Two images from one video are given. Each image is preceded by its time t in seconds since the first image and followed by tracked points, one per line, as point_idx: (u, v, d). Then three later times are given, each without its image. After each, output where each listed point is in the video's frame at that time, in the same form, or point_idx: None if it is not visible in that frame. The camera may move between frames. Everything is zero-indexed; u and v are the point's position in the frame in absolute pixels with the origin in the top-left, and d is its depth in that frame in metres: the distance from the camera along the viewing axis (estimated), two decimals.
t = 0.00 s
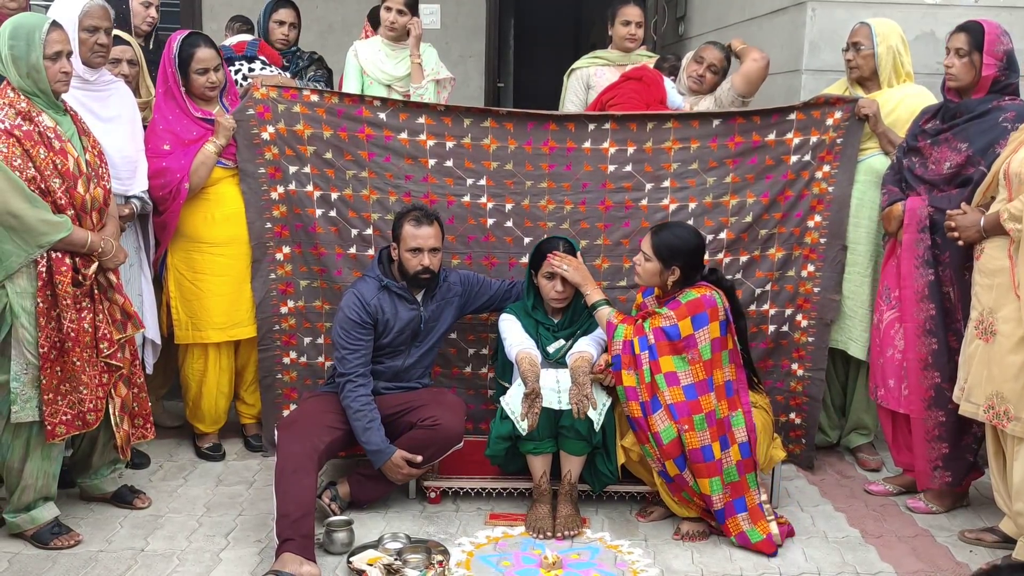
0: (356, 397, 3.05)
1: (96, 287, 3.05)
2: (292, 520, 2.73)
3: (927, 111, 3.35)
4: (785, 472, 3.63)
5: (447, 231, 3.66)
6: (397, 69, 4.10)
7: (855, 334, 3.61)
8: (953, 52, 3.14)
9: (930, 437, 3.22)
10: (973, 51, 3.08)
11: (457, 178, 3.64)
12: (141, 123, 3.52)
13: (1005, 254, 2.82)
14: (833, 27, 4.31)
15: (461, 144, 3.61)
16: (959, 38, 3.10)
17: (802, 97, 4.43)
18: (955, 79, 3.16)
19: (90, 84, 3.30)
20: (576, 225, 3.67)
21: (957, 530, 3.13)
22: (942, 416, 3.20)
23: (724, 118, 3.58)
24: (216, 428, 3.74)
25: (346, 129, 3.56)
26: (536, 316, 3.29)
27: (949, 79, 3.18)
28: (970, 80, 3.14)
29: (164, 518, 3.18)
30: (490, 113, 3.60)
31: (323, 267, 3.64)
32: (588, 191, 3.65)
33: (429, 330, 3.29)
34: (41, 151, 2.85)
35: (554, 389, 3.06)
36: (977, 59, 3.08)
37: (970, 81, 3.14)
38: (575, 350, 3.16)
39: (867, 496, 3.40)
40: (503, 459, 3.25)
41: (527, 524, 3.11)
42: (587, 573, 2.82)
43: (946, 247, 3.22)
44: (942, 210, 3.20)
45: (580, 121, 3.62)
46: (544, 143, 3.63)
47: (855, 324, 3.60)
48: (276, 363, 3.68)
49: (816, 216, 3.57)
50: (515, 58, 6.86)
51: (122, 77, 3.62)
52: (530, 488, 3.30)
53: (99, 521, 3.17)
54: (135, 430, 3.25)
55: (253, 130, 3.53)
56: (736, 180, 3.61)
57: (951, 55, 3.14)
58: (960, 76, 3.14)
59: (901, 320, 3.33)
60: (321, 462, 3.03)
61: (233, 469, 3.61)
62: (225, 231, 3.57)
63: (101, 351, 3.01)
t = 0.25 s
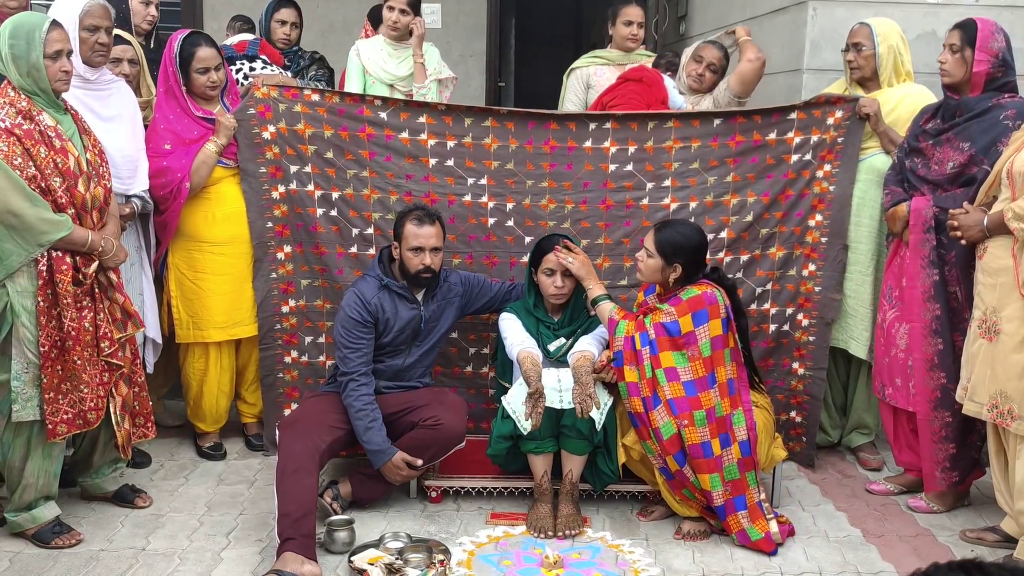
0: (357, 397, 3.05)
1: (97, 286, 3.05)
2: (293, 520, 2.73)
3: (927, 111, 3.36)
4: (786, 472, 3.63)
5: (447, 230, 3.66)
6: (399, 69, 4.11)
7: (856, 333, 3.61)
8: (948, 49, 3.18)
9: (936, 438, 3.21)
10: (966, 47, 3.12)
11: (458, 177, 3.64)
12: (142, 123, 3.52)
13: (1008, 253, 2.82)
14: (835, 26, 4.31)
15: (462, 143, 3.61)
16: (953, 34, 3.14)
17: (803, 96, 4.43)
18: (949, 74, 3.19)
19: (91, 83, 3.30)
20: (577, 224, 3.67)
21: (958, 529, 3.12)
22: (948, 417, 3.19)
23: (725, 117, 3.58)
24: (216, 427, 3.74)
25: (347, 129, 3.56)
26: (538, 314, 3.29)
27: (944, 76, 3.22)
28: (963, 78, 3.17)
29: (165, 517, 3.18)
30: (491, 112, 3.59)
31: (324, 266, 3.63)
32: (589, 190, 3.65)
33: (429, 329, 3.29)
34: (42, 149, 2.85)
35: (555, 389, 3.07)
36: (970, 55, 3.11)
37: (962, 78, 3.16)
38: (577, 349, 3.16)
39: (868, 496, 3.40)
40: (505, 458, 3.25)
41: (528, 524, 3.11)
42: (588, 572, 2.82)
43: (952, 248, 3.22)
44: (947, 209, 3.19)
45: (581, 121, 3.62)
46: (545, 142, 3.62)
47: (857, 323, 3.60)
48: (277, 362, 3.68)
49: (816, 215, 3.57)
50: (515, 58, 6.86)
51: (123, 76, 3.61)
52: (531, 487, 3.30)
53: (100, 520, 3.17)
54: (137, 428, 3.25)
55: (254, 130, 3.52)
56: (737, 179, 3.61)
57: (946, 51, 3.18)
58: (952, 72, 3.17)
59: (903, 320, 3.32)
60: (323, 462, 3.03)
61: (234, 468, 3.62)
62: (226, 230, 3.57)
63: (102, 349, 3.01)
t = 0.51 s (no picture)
0: (357, 396, 3.05)
1: (99, 285, 3.05)
2: (294, 519, 2.73)
3: (930, 109, 3.35)
4: (788, 472, 3.62)
5: (449, 230, 3.66)
6: (402, 68, 4.11)
7: (858, 333, 3.61)
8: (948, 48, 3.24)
9: (940, 438, 3.20)
10: (960, 42, 3.15)
11: (459, 177, 3.63)
12: (143, 122, 3.52)
13: (1011, 253, 2.81)
14: (837, 26, 4.30)
15: (464, 143, 3.61)
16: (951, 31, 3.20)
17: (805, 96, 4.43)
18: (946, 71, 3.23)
19: (93, 83, 3.31)
20: (578, 224, 3.66)
21: (960, 530, 3.12)
22: (949, 416, 3.19)
23: (726, 117, 3.58)
24: (218, 426, 3.74)
25: (348, 129, 3.56)
26: (539, 313, 3.29)
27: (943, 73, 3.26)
28: (956, 72, 3.19)
29: (167, 516, 3.18)
30: (493, 112, 3.59)
31: (326, 266, 3.63)
32: (591, 190, 3.64)
33: (428, 328, 3.28)
34: (44, 149, 2.85)
35: (558, 389, 3.07)
36: (968, 52, 3.12)
37: (955, 72, 3.19)
38: (579, 349, 3.16)
39: (870, 496, 3.39)
40: (506, 457, 3.25)
41: (530, 523, 3.10)
42: (590, 572, 2.82)
43: (953, 247, 3.20)
44: (948, 209, 3.19)
45: (583, 120, 3.61)
46: (547, 142, 3.62)
47: (859, 323, 3.60)
48: (279, 362, 3.68)
49: (818, 215, 3.57)
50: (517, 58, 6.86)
51: (125, 75, 3.61)
52: (532, 486, 3.30)
53: (102, 520, 3.17)
54: (138, 428, 3.26)
55: (256, 130, 3.53)
56: (739, 179, 3.61)
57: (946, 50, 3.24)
58: (947, 66, 3.22)
59: (905, 320, 3.32)
60: (325, 461, 3.03)
61: (235, 467, 3.62)
62: (228, 230, 3.57)
63: (104, 349, 3.02)
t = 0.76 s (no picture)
0: (359, 394, 3.06)
1: (102, 284, 3.05)
2: (298, 519, 2.73)
3: (936, 108, 3.34)
4: (791, 471, 3.62)
5: (451, 229, 3.66)
6: (405, 68, 4.12)
7: (861, 332, 3.60)
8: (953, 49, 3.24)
9: (941, 435, 3.21)
10: (965, 40, 3.16)
11: (462, 177, 3.63)
12: (146, 122, 3.52)
13: (1015, 252, 2.81)
14: (840, 25, 4.30)
15: (466, 142, 3.61)
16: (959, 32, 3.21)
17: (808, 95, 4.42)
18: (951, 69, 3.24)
19: (95, 82, 3.31)
20: (581, 223, 3.66)
21: (963, 529, 3.12)
22: (951, 414, 3.19)
23: (729, 116, 3.57)
24: (221, 426, 3.75)
25: (350, 128, 3.56)
26: (541, 313, 3.29)
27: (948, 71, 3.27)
28: (960, 69, 3.19)
29: (170, 516, 3.18)
30: (495, 112, 3.59)
31: (328, 266, 3.63)
32: (593, 189, 3.64)
33: (429, 325, 3.28)
34: (47, 148, 2.85)
35: (560, 389, 3.07)
36: (972, 50, 3.12)
37: (960, 69, 3.20)
38: (582, 350, 3.15)
39: (873, 496, 3.39)
40: (509, 457, 3.25)
41: (533, 523, 3.10)
42: (593, 571, 2.82)
43: (954, 245, 3.19)
44: (950, 208, 3.18)
45: (585, 120, 3.61)
46: (549, 141, 3.62)
47: (862, 322, 3.60)
48: (282, 361, 3.68)
49: (821, 214, 3.57)
50: (520, 58, 6.86)
51: (128, 75, 3.61)
52: (536, 486, 3.30)
53: (105, 519, 3.17)
54: (141, 427, 3.26)
55: (258, 129, 3.53)
56: (741, 178, 3.60)
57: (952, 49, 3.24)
58: (952, 63, 3.23)
59: (909, 319, 3.32)
60: (329, 461, 3.03)
61: (238, 467, 3.62)
62: (231, 229, 3.57)
63: (107, 348, 3.01)
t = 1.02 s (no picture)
0: (360, 393, 3.06)
1: (104, 284, 3.05)
2: (300, 518, 2.74)
3: (941, 107, 3.33)
4: (793, 471, 3.62)
5: (453, 228, 3.66)
6: (407, 67, 4.11)
7: (864, 332, 3.60)
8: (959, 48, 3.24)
9: (944, 434, 3.21)
10: (972, 39, 3.15)
11: (464, 176, 3.63)
12: (148, 121, 3.52)
13: (1019, 252, 2.81)
14: (843, 25, 4.29)
15: (468, 142, 3.61)
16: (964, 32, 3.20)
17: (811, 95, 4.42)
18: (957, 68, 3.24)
19: (97, 82, 3.30)
20: (583, 223, 3.66)
21: (966, 529, 3.11)
22: (954, 414, 3.18)
23: (731, 116, 3.57)
24: (224, 425, 3.75)
25: (353, 127, 3.56)
26: (543, 313, 3.28)
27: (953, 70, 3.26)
28: (965, 68, 3.19)
29: (172, 515, 3.18)
30: (497, 111, 3.59)
31: (331, 265, 3.63)
32: (596, 188, 3.64)
33: (431, 324, 3.28)
34: (49, 148, 2.85)
35: (562, 389, 3.05)
36: (978, 49, 3.12)
37: (965, 67, 3.20)
38: (584, 350, 3.15)
39: (875, 496, 3.39)
40: (511, 457, 3.25)
41: (535, 523, 3.10)
42: (595, 571, 2.82)
43: (958, 244, 3.20)
44: (954, 207, 3.18)
45: (588, 119, 3.61)
46: (552, 140, 3.61)
47: (865, 322, 3.59)
48: (284, 361, 3.68)
49: (823, 214, 3.56)
50: (522, 57, 6.85)
51: (130, 75, 3.61)
52: (537, 486, 3.30)
53: (107, 518, 3.17)
54: (144, 427, 3.26)
55: (260, 129, 3.53)
56: (743, 177, 3.60)
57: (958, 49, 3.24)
58: (958, 61, 3.23)
59: (912, 318, 3.31)
60: (332, 460, 3.03)
61: (241, 466, 3.62)
62: (233, 229, 3.57)
63: (109, 348, 3.02)
